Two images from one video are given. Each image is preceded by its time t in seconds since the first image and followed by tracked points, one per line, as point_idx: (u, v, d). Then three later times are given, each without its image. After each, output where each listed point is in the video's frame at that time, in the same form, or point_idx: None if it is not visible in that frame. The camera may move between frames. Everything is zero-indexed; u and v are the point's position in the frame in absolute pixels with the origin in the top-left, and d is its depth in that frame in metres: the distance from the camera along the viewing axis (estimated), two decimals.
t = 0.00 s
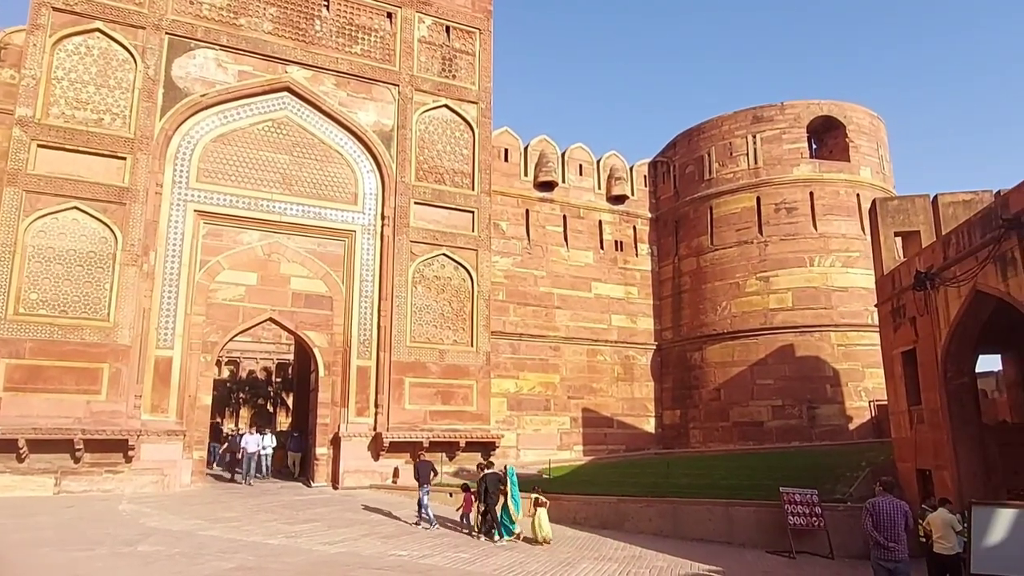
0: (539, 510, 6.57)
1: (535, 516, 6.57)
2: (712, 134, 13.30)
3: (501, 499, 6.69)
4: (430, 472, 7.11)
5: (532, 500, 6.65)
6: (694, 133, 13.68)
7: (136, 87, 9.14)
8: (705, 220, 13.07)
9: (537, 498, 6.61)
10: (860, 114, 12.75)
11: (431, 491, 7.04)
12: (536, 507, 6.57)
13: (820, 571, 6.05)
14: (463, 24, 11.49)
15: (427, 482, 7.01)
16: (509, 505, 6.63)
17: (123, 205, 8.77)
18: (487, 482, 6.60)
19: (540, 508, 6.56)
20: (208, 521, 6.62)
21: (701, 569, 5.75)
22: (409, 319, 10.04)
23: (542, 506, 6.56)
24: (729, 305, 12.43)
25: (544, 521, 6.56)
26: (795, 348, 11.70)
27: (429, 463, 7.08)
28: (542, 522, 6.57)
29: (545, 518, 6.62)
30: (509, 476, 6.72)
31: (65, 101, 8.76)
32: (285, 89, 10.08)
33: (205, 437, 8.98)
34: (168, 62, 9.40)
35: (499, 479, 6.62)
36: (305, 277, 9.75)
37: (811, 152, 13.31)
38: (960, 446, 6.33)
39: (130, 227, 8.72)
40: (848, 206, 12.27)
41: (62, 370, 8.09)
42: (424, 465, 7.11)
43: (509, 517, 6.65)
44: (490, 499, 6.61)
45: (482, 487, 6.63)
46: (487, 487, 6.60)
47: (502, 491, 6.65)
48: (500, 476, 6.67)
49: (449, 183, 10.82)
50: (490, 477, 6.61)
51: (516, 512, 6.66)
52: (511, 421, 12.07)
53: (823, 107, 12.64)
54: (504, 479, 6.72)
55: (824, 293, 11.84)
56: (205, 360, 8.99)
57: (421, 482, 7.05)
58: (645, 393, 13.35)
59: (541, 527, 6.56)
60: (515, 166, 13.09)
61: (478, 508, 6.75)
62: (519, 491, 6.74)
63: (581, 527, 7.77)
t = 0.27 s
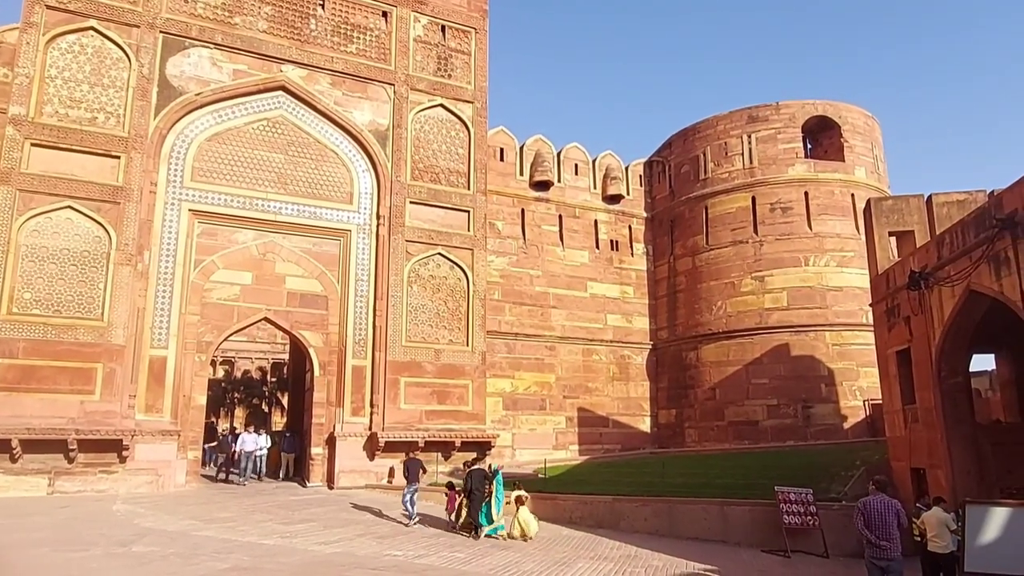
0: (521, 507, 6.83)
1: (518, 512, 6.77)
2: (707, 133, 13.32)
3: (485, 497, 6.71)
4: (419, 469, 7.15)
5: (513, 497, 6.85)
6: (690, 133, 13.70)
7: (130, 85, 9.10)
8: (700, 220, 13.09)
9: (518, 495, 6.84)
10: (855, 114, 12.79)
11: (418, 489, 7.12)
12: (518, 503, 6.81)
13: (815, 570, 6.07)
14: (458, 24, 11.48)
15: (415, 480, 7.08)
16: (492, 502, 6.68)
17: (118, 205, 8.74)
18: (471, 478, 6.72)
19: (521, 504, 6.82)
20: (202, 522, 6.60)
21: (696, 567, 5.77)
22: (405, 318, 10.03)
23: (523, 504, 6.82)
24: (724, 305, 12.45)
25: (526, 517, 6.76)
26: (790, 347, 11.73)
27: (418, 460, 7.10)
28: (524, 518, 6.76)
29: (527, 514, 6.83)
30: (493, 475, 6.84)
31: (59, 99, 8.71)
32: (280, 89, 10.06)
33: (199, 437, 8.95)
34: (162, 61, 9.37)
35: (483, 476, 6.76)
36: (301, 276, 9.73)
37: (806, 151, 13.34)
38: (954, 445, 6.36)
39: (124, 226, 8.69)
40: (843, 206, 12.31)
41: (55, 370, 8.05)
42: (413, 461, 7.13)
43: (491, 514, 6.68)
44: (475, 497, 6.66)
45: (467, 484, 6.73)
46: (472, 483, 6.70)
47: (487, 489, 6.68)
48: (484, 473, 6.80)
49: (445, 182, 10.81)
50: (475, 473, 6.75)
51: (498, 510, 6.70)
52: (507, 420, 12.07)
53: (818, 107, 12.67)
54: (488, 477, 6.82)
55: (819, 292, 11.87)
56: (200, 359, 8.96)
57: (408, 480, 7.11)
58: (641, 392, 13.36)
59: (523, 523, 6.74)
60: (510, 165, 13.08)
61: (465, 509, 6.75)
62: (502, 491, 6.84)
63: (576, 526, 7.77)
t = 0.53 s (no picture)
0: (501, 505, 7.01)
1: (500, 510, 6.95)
2: (704, 133, 13.33)
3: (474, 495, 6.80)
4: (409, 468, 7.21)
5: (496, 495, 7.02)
6: (687, 133, 13.71)
7: (126, 84, 9.07)
8: (697, 219, 13.10)
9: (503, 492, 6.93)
10: (851, 114, 12.81)
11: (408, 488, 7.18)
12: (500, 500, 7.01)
13: (811, 568, 6.08)
14: (455, 23, 11.46)
15: (406, 479, 7.16)
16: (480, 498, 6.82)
17: (113, 204, 8.71)
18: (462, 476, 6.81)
19: (504, 501, 6.92)
20: (199, 522, 6.59)
21: (694, 566, 5.77)
22: (402, 318, 10.02)
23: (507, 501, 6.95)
24: (721, 304, 12.46)
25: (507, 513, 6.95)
26: (786, 346, 11.75)
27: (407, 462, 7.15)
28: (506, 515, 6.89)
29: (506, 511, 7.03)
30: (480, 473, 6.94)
31: (54, 98, 8.68)
32: (277, 88, 10.04)
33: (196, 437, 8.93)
34: (158, 59, 9.34)
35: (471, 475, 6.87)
36: (297, 276, 9.71)
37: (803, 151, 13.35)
38: (951, 444, 6.37)
39: (120, 226, 8.66)
40: (840, 206, 12.32)
41: (51, 370, 8.03)
42: (404, 461, 7.17)
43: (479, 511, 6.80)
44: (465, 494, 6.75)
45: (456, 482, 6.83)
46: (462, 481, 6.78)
47: (476, 487, 6.77)
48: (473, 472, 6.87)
49: (442, 182, 10.80)
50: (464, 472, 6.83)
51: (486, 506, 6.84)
52: (504, 420, 12.07)
53: (814, 106, 12.68)
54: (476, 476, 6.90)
55: (815, 292, 11.89)
56: (196, 359, 8.94)
57: (398, 478, 7.17)
58: (638, 392, 13.37)
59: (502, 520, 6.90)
60: (507, 165, 13.08)
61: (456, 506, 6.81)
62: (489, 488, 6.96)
63: (573, 525, 7.77)
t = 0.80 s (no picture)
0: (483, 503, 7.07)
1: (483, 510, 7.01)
2: (701, 133, 13.35)
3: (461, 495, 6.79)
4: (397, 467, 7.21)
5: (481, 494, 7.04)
6: (684, 133, 13.73)
7: (122, 85, 9.05)
8: (695, 219, 13.11)
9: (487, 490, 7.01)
10: (848, 113, 12.84)
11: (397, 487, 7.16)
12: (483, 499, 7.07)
13: (809, 567, 6.09)
14: (452, 23, 11.46)
15: (395, 477, 7.14)
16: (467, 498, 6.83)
17: (110, 205, 8.69)
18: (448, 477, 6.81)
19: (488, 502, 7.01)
20: (197, 523, 6.57)
21: (692, 566, 5.77)
22: (400, 318, 10.02)
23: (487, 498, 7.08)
24: (718, 303, 12.47)
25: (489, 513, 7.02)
26: (783, 345, 11.76)
27: (395, 460, 7.24)
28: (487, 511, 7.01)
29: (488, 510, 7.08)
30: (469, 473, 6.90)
31: (50, 99, 8.66)
32: (274, 88, 10.02)
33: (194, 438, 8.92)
34: (155, 60, 9.32)
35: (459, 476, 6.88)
36: (295, 277, 9.70)
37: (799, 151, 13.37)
38: (947, 443, 6.38)
39: (116, 227, 8.64)
40: (836, 205, 12.34)
41: (47, 372, 8.00)
42: (392, 460, 7.22)
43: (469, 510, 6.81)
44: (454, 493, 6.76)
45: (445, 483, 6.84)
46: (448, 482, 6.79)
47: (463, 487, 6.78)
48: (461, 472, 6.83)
49: (439, 182, 10.79)
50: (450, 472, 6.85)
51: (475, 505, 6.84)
52: (502, 420, 12.06)
53: (811, 106, 12.71)
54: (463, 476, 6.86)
55: (812, 291, 11.90)
56: (193, 360, 8.92)
57: (387, 477, 7.14)
58: (635, 391, 13.38)
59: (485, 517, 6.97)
60: (505, 165, 13.07)
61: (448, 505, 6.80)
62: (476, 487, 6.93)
63: (572, 525, 7.77)
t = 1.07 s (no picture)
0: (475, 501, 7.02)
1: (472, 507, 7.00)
2: (699, 133, 13.37)
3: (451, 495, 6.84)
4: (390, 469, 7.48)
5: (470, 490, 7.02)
6: (682, 133, 13.74)
7: (120, 89, 9.05)
8: (693, 219, 13.12)
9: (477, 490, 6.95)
10: (846, 112, 12.85)
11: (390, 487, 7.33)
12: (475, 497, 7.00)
13: (810, 565, 6.10)
14: (450, 25, 11.46)
15: (387, 479, 7.36)
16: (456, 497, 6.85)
17: (109, 208, 8.68)
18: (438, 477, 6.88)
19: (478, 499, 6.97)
20: (197, 526, 6.57)
21: (693, 565, 5.77)
22: (399, 320, 10.02)
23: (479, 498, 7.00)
24: (718, 303, 12.48)
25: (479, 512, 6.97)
26: (783, 344, 11.77)
27: (389, 460, 7.48)
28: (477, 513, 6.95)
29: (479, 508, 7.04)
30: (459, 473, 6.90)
31: (48, 103, 8.65)
32: (272, 91, 10.02)
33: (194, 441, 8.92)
34: (153, 63, 9.32)
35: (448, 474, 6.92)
36: (294, 279, 9.70)
37: (798, 150, 13.39)
38: (947, 441, 6.39)
39: (115, 230, 8.63)
40: (834, 204, 12.36)
41: (47, 375, 8.00)
42: (384, 462, 7.50)
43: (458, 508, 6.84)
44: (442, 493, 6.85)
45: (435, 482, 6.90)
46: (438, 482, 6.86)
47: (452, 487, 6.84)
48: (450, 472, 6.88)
49: (438, 183, 10.79)
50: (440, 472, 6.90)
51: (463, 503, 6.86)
52: (502, 420, 12.06)
53: (809, 105, 12.72)
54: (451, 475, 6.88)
55: (811, 290, 11.91)
56: (194, 363, 8.94)
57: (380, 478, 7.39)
58: (635, 391, 13.39)
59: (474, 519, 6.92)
60: (503, 166, 13.07)
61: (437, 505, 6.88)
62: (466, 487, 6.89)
63: (572, 526, 7.77)
